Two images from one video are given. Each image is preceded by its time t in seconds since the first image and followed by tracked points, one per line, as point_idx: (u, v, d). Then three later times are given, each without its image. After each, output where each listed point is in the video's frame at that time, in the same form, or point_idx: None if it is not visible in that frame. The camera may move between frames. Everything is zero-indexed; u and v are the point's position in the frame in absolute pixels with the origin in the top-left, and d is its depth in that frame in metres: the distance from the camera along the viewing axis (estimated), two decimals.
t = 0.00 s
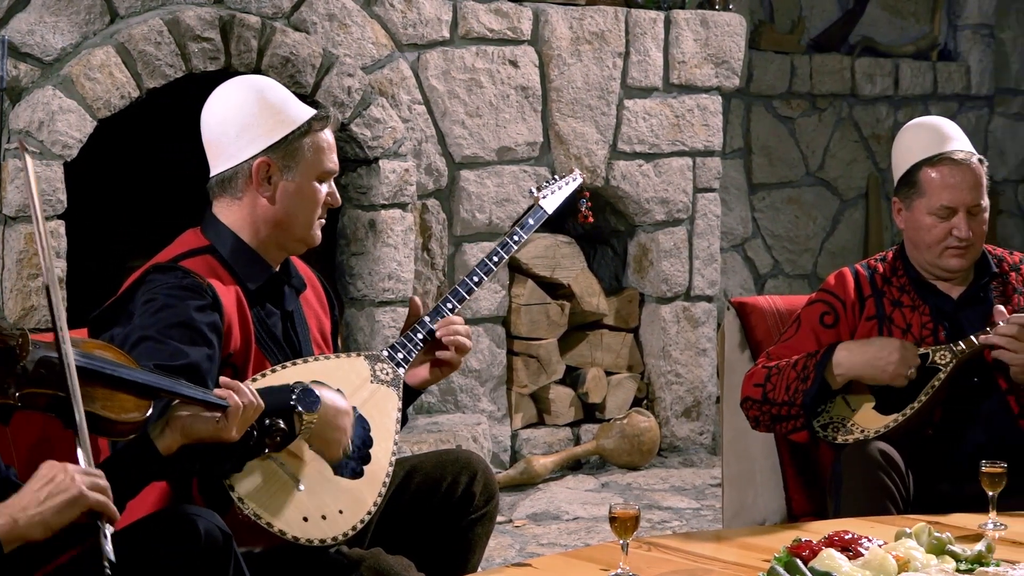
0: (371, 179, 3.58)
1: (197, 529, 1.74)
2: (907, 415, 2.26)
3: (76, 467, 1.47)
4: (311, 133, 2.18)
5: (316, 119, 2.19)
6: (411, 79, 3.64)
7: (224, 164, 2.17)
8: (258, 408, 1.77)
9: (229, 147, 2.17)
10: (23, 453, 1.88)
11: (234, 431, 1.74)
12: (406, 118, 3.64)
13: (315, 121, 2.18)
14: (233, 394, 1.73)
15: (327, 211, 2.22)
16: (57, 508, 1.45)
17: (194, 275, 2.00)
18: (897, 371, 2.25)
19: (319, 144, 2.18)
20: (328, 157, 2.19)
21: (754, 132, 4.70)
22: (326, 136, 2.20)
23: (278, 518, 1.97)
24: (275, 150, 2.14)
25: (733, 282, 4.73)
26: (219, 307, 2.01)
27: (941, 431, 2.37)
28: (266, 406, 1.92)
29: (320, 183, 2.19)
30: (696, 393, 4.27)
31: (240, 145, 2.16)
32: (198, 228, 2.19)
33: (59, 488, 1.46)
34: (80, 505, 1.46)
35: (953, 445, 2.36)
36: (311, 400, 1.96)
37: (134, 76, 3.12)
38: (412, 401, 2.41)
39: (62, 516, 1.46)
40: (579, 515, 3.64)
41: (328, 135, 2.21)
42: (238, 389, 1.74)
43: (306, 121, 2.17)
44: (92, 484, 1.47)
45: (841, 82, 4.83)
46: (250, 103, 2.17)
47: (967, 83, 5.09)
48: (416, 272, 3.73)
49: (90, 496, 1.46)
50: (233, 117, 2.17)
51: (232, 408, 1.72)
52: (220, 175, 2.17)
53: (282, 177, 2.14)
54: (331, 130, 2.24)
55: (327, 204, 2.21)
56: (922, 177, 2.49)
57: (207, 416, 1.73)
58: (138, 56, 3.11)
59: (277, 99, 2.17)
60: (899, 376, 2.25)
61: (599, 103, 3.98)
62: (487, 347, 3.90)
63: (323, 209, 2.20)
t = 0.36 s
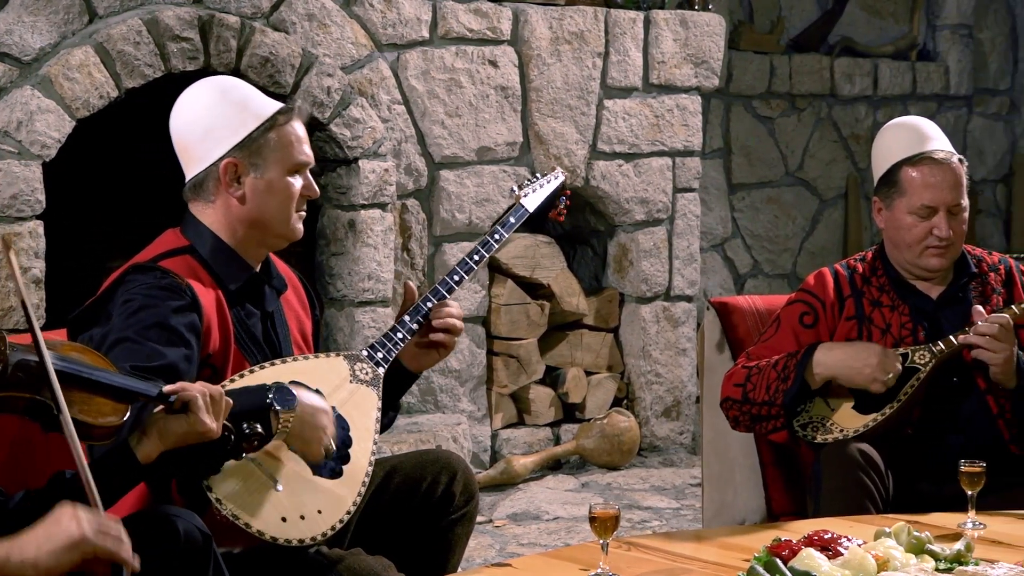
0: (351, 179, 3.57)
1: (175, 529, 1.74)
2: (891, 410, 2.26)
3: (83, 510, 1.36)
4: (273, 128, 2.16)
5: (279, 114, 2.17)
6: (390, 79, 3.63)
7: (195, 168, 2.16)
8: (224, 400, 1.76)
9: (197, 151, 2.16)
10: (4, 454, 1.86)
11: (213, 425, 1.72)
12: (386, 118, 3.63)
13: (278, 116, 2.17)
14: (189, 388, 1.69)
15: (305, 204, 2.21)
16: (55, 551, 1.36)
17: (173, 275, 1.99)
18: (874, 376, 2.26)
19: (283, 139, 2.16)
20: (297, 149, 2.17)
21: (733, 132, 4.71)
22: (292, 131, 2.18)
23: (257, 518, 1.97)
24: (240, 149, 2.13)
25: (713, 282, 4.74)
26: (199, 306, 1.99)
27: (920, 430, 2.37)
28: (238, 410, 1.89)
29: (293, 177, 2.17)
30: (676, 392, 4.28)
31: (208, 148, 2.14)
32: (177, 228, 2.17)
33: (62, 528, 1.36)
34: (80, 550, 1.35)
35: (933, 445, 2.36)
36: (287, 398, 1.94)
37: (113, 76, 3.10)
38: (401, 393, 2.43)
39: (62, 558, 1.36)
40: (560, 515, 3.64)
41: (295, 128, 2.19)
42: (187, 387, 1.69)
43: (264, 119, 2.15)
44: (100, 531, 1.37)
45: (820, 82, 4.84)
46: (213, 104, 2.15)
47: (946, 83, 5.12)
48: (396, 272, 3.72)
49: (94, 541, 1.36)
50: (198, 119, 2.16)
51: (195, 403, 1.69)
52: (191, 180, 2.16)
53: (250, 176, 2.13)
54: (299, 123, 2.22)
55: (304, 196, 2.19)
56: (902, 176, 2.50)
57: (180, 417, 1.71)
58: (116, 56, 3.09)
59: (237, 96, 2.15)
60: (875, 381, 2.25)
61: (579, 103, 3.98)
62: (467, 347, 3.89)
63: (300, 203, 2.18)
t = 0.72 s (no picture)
0: (334, 179, 3.56)
1: (157, 530, 1.73)
2: (871, 414, 2.29)
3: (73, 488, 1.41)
4: (239, 125, 2.14)
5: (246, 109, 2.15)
6: (374, 78, 3.62)
7: (168, 172, 2.16)
8: (207, 399, 1.75)
9: (169, 154, 2.15)
10: None
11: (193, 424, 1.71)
12: (368, 118, 3.62)
13: (242, 112, 2.15)
14: (170, 387, 1.69)
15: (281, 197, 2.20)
16: (44, 532, 1.41)
17: (156, 273, 1.98)
18: (858, 379, 2.25)
19: (249, 134, 2.15)
20: (264, 142, 2.16)
21: (716, 132, 4.73)
22: (259, 124, 2.16)
23: (239, 518, 1.96)
24: (206, 151, 2.12)
25: (696, 282, 4.75)
26: (181, 305, 1.98)
27: (903, 430, 2.37)
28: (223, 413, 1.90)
29: (264, 172, 2.16)
30: (659, 392, 4.28)
31: (178, 150, 2.14)
32: (159, 228, 2.16)
33: (51, 511, 1.41)
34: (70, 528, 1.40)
35: (916, 444, 2.37)
36: (274, 402, 1.97)
37: (95, 76, 3.08)
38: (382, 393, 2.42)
39: (51, 538, 1.41)
40: (543, 515, 3.64)
41: (262, 122, 2.17)
42: (173, 386, 1.70)
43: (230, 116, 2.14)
44: (94, 507, 1.40)
45: (803, 82, 4.86)
46: (180, 106, 2.14)
47: (928, 83, 5.13)
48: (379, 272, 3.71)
49: (82, 520, 1.40)
50: (166, 122, 2.15)
51: (172, 402, 1.68)
52: (165, 185, 2.16)
53: (219, 176, 2.12)
54: (267, 116, 2.20)
55: (278, 190, 2.18)
56: (885, 176, 2.51)
57: (156, 416, 1.70)
58: (99, 56, 3.07)
59: (205, 96, 2.14)
60: (859, 384, 2.25)
61: (562, 103, 3.98)
62: (451, 347, 3.89)
63: (275, 196, 2.17)
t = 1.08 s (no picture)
0: (318, 180, 3.55)
1: (141, 532, 1.73)
2: (855, 412, 2.29)
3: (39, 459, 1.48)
4: (218, 124, 2.14)
5: (224, 109, 2.15)
6: (357, 79, 3.61)
7: (149, 172, 2.15)
8: (190, 404, 1.74)
9: (149, 153, 2.15)
10: None
11: (177, 428, 1.71)
12: (352, 118, 3.61)
13: (222, 112, 2.15)
14: (154, 391, 1.68)
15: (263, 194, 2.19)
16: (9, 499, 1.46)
17: (138, 274, 1.97)
18: (841, 378, 2.26)
19: (229, 133, 2.14)
20: (245, 141, 2.15)
21: (700, 132, 4.74)
22: (239, 123, 2.16)
23: (222, 518, 1.94)
24: (187, 150, 2.12)
25: (680, 282, 4.76)
26: (164, 305, 1.97)
27: (887, 429, 2.37)
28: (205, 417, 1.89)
29: (245, 171, 2.16)
30: (643, 393, 4.28)
31: (158, 149, 2.14)
32: (141, 228, 2.15)
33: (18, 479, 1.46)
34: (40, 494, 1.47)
35: (900, 444, 2.37)
36: (257, 402, 1.97)
37: (79, 76, 3.06)
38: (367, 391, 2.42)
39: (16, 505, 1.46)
40: (527, 515, 3.64)
41: (242, 121, 2.17)
42: (156, 391, 1.68)
43: (210, 115, 2.14)
44: (56, 479, 1.48)
45: (786, 82, 4.87)
46: (158, 106, 2.14)
47: (911, 84, 5.15)
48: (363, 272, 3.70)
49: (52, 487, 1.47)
50: (145, 122, 2.15)
51: (156, 407, 1.68)
52: (146, 185, 2.16)
53: (200, 175, 2.12)
54: (247, 114, 2.19)
55: (260, 188, 2.18)
56: (865, 173, 2.52)
57: (141, 423, 1.69)
58: (82, 56, 3.06)
59: (183, 95, 2.14)
60: (842, 384, 2.26)
61: (546, 104, 3.98)
62: (435, 347, 3.88)
63: (255, 194, 2.16)
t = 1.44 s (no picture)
0: (300, 180, 3.54)
1: (123, 533, 1.73)
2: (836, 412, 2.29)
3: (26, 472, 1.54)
4: (224, 129, 2.14)
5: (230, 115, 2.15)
6: (339, 79, 3.61)
7: (143, 168, 2.12)
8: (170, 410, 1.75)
9: (147, 148, 2.11)
10: None
11: (159, 436, 1.71)
12: (334, 118, 3.60)
13: (228, 117, 2.14)
14: (141, 396, 1.69)
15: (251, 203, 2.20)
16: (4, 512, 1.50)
17: (118, 275, 1.95)
18: (823, 377, 2.26)
19: (233, 139, 2.14)
20: (245, 149, 2.16)
21: (682, 133, 4.75)
22: (240, 130, 2.16)
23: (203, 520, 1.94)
24: (195, 150, 2.10)
25: (662, 282, 4.78)
26: (144, 306, 1.96)
27: (869, 430, 2.38)
28: (185, 422, 1.89)
29: (241, 177, 2.16)
30: (626, 393, 4.29)
31: (157, 146, 2.11)
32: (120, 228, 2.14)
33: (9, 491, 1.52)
34: (29, 510, 1.52)
35: (881, 443, 2.38)
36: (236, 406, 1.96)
37: (60, 77, 3.05)
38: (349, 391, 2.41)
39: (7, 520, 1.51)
40: (509, 515, 3.64)
41: (243, 129, 2.17)
42: (139, 395, 1.68)
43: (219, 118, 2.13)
44: (44, 492, 1.54)
45: (768, 82, 4.88)
46: (160, 102, 2.11)
47: (893, 84, 5.18)
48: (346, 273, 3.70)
49: (41, 502, 1.53)
50: (146, 117, 2.11)
51: (145, 413, 1.68)
52: (139, 180, 2.12)
53: (203, 177, 2.10)
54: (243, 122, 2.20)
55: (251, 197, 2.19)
56: (841, 171, 2.52)
57: (126, 429, 1.69)
58: (64, 56, 3.04)
59: (189, 95, 2.12)
60: (825, 382, 2.26)
61: (528, 104, 3.98)
62: (417, 347, 3.88)
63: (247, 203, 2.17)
